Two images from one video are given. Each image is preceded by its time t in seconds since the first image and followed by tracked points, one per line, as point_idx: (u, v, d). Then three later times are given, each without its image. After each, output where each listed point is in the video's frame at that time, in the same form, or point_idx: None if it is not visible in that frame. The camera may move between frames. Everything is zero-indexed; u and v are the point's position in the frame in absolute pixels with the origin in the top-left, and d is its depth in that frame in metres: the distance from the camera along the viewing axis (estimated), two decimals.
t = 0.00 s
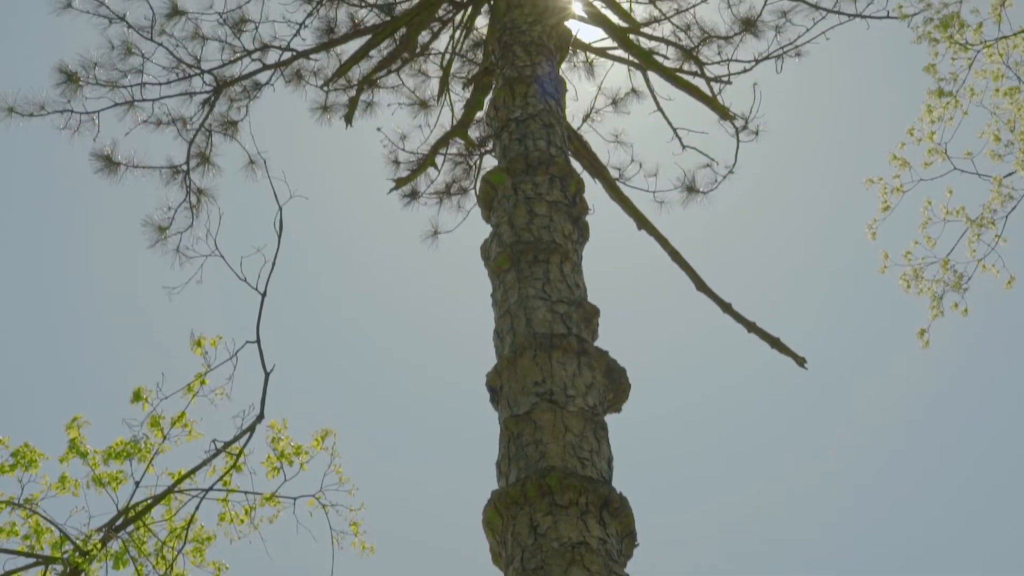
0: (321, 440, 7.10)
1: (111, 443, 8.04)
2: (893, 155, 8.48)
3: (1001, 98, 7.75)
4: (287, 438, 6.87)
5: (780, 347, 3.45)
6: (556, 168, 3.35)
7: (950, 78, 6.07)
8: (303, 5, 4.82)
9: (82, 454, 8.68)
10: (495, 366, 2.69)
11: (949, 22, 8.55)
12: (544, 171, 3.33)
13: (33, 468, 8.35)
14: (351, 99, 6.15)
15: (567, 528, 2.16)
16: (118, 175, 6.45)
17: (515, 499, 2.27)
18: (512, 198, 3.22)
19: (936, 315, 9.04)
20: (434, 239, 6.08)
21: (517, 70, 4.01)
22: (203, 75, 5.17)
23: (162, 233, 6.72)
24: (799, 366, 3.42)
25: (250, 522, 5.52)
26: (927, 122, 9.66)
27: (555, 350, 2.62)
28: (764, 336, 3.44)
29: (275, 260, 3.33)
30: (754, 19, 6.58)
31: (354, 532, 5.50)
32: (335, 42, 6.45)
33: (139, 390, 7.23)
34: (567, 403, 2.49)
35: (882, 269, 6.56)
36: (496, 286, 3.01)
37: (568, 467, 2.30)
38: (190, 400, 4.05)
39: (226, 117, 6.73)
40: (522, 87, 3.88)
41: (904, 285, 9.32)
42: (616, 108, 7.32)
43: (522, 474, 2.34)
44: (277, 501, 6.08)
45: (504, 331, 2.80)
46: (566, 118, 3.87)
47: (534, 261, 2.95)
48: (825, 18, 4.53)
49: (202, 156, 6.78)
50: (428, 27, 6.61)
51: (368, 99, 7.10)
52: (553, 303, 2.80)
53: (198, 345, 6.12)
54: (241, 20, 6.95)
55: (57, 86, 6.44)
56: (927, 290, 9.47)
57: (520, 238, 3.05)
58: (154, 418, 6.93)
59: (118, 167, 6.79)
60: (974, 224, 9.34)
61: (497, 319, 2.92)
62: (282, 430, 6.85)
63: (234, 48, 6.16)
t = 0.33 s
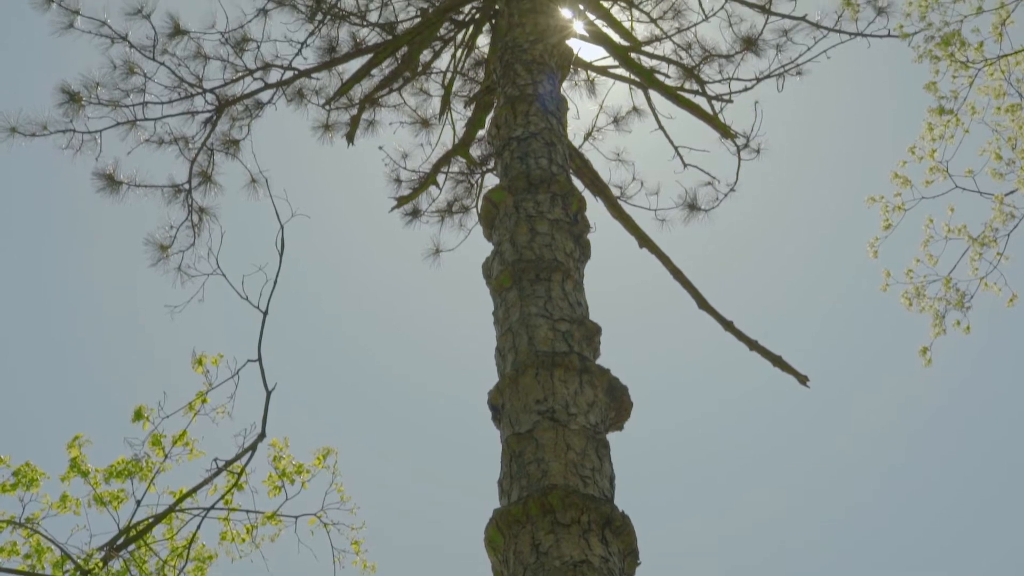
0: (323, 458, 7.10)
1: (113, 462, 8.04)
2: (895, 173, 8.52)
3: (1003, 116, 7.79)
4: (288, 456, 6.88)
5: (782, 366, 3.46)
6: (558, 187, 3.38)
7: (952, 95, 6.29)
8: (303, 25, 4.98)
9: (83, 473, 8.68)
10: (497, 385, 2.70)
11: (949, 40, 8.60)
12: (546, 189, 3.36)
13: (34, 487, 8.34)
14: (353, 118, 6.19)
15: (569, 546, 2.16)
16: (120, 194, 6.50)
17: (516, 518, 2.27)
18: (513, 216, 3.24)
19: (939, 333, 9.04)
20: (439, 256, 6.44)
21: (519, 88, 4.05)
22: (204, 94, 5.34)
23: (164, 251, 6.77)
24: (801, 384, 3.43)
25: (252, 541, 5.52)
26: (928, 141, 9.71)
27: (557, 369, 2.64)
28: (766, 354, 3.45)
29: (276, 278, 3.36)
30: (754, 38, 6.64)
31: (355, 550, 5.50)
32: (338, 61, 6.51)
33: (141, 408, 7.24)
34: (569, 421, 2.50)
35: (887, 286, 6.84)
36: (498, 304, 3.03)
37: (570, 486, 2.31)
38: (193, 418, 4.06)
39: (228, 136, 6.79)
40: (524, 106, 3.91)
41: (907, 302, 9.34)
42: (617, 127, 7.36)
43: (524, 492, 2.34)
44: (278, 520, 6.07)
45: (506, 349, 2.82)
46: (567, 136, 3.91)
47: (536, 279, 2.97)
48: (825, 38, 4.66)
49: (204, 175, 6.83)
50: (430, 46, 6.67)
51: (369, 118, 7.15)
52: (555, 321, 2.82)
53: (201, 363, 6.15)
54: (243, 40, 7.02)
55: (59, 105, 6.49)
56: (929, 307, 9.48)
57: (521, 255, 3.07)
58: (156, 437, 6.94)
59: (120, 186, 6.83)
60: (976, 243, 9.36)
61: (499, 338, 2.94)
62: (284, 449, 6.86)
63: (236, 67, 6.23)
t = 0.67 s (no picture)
0: (323, 476, 7.09)
1: (114, 480, 8.03)
2: (897, 189, 8.56)
3: (1005, 133, 7.83)
4: (290, 473, 6.87)
5: (784, 383, 3.47)
6: (559, 205, 3.40)
7: (951, 114, 6.70)
8: (304, 44, 5.04)
9: (85, 490, 8.67)
10: (498, 402, 2.72)
11: (950, 58, 8.65)
12: (547, 206, 3.38)
13: (36, 505, 8.33)
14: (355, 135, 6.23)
15: (571, 563, 2.17)
16: (122, 212, 6.54)
17: (518, 535, 2.28)
18: (515, 233, 3.27)
19: (941, 349, 9.07)
20: (440, 273, 6.45)
21: (520, 105, 4.08)
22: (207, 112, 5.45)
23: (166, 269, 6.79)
24: (803, 401, 3.44)
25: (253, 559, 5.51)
26: (929, 157, 9.76)
27: (560, 386, 2.65)
28: (768, 371, 3.47)
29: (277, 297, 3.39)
30: (755, 55, 6.69)
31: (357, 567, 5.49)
32: (340, 78, 6.55)
33: (142, 426, 7.24)
34: (571, 438, 2.51)
35: (887, 303, 7.26)
36: (499, 320, 3.05)
37: (572, 503, 2.32)
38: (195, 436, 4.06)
39: (229, 154, 6.83)
40: (525, 123, 3.95)
41: (909, 318, 9.37)
42: (619, 144, 7.40)
43: (526, 509, 2.35)
44: (280, 538, 6.06)
45: (508, 366, 2.84)
46: (568, 153, 3.94)
47: (537, 296, 2.99)
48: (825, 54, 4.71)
49: (206, 193, 6.88)
50: (432, 63, 6.72)
51: (371, 135, 7.20)
52: (556, 338, 2.83)
53: (201, 381, 6.16)
54: (244, 58, 7.08)
55: (62, 124, 6.54)
56: (931, 324, 9.49)
57: (523, 272, 3.09)
58: (158, 454, 6.92)
59: (122, 204, 6.87)
60: (978, 259, 9.40)
61: (500, 355, 2.95)
62: (285, 466, 6.86)
63: (238, 85, 6.28)
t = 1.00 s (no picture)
0: (324, 494, 7.08)
1: (114, 498, 8.03)
2: (899, 207, 8.61)
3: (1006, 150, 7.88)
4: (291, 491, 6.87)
5: (786, 400, 3.49)
6: (561, 222, 3.42)
7: (954, 127, 6.60)
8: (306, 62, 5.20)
9: (86, 509, 8.66)
10: (499, 421, 2.73)
11: (950, 76, 8.72)
12: (549, 224, 3.41)
13: (36, 524, 8.32)
14: (356, 153, 6.28)
15: None
16: (124, 230, 6.58)
17: (520, 553, 2.29)
18: (516, 251, 3.29)
19: (942, 367, 9.08)
20: (440, 290, 6.48)
21: (522, 123, 4.12)
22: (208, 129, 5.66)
23: (168, 287, 6.83)
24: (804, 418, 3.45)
25: None
26: (930, 175, 9.82)
27: (561, 404, 2.67)
28: (769, 389, 3.48)
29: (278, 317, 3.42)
30: (756, 73, 6.74)
31: None
32: (342, 96, 6.61)
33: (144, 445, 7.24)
34: (573, 456, 2.52)
35: (887, 321, 7.27)
36: (500, 338, 3.07)
37: (574, 521, 2.33)
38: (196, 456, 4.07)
39: (231, 172, 6.87)
40: (525, 141, 3.99)
41: (910, 335, 9.39)
42: (620, 161, 7.44)
43: (528, 528, 2.36)
44: (281, 556, 6.05)
45: (509, 384, 2.86)
46: (569, 171, 3.97)
47: (539, 313, 3.01)
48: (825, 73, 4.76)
49: (207, 211, 6.92)
50: (433, 81, 6.78)
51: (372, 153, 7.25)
52: (557, 355, 2.85)
53: (202, 399, 6.18)
54: (246, 76, 7.14)
55: (64, 142, 6.60)
56: (932, 341, 9.52)
57: (525, 289, 3.11)
58: (159, 473, 6.93)
59: (124, 222, 6.91)
60: (980, 276, 9.43)
61: (502, 372, 2.97)
62: (286, 484, 6.86)
63: (240, 104, 6.35)
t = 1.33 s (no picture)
0: (324, 515, 7.08)
1: (114, 520, 8.02)
2: (900, 226, 8.66)
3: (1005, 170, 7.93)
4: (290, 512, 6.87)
5: (787, 420, 3.51)
6: (561, 242, 3.46)
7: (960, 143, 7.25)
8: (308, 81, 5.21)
9: (86, 530, 8.64)
10: (500, 441, 2.76)
11: (950, 97, 8.79)
12: (549, 244, 3.45)
13: (36, 545, 8.30)
14: (357, 173, 6.33)
15: None
16: (124, 250, 6.63)
17: (520, 573, 2.31)
18: (517, 271, 3.33)
19: (943, 386, 9.09)
20: (441, 309, 6.51)
21: (522, 143, 4.17)
22: (210, 151, 5.75)
23: (168, 307, 6.87)
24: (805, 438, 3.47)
25: None
26: (931, 194, 9.88)
27: (562, 424, 2.69)
28: (770, 409, 3.51)
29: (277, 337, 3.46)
30: (756, 92, 6.81)
31: None
32: (343, 116, 6.67)
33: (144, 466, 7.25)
34: (574, 477, 2.54)
35: (893, 326, 7.40)
36: (501, 357, 3.10)
37: (574, 542, 2.35)
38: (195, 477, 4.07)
39: (231, 192, 6.93)
40: (526, 161, 4.03)
41: (912, 354, 9.41)
42: (620, 180, 7.51)
43: (529, 549, 2.38)
44: None
45: (510, 404, 2.88)
46: (570, 190, 4.02)
47: (539, 333, 3.04)
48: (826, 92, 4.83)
49: (208, 231, 6.97)
50: (433, 101, 6.85)
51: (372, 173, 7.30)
52: (559, 375, 2.88)
53: (202, 420, 6.20)
54: (247, 96, 7.21)
55: (65, 162, 6.66)
56: (933, 359, 9.54)
57: (526, 309, 3.14)
58: (160, 494, 6.95)
59: (124, 242, 6.96)
60: (982, 295, 9.46)
61: (502, 392, 3.00)
62: (286, 505, 6.86)
63: (241, 123, 6.41)
